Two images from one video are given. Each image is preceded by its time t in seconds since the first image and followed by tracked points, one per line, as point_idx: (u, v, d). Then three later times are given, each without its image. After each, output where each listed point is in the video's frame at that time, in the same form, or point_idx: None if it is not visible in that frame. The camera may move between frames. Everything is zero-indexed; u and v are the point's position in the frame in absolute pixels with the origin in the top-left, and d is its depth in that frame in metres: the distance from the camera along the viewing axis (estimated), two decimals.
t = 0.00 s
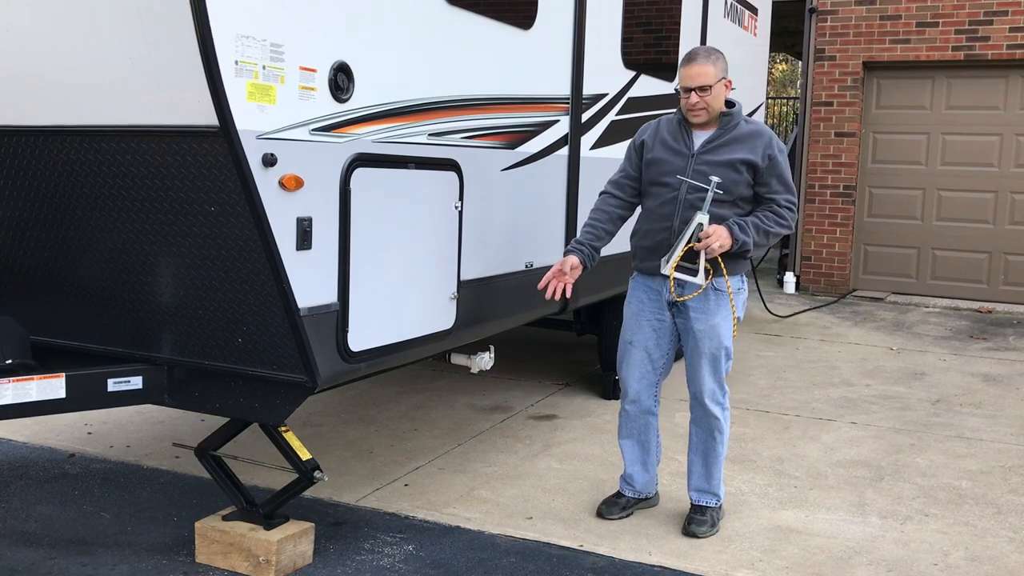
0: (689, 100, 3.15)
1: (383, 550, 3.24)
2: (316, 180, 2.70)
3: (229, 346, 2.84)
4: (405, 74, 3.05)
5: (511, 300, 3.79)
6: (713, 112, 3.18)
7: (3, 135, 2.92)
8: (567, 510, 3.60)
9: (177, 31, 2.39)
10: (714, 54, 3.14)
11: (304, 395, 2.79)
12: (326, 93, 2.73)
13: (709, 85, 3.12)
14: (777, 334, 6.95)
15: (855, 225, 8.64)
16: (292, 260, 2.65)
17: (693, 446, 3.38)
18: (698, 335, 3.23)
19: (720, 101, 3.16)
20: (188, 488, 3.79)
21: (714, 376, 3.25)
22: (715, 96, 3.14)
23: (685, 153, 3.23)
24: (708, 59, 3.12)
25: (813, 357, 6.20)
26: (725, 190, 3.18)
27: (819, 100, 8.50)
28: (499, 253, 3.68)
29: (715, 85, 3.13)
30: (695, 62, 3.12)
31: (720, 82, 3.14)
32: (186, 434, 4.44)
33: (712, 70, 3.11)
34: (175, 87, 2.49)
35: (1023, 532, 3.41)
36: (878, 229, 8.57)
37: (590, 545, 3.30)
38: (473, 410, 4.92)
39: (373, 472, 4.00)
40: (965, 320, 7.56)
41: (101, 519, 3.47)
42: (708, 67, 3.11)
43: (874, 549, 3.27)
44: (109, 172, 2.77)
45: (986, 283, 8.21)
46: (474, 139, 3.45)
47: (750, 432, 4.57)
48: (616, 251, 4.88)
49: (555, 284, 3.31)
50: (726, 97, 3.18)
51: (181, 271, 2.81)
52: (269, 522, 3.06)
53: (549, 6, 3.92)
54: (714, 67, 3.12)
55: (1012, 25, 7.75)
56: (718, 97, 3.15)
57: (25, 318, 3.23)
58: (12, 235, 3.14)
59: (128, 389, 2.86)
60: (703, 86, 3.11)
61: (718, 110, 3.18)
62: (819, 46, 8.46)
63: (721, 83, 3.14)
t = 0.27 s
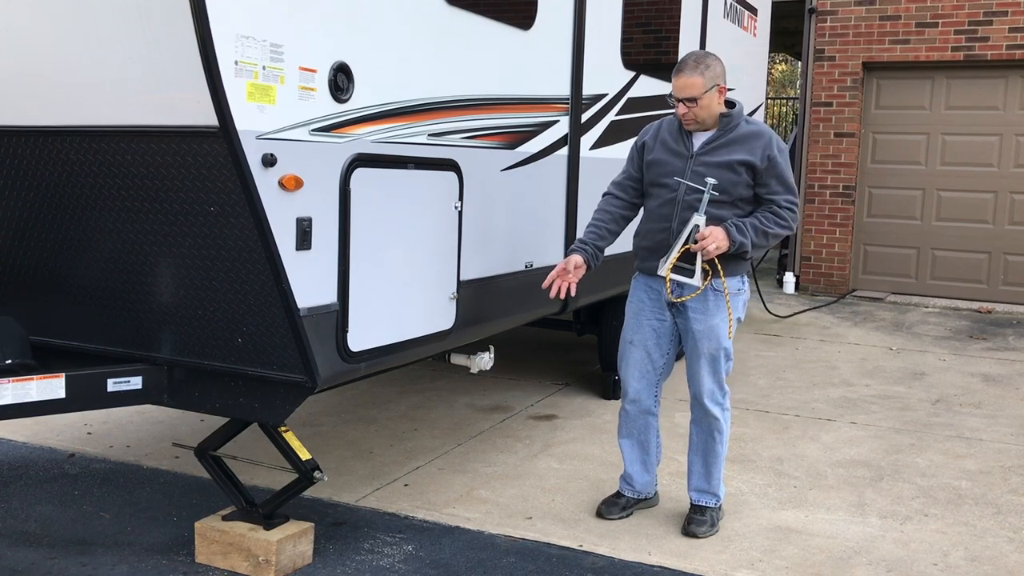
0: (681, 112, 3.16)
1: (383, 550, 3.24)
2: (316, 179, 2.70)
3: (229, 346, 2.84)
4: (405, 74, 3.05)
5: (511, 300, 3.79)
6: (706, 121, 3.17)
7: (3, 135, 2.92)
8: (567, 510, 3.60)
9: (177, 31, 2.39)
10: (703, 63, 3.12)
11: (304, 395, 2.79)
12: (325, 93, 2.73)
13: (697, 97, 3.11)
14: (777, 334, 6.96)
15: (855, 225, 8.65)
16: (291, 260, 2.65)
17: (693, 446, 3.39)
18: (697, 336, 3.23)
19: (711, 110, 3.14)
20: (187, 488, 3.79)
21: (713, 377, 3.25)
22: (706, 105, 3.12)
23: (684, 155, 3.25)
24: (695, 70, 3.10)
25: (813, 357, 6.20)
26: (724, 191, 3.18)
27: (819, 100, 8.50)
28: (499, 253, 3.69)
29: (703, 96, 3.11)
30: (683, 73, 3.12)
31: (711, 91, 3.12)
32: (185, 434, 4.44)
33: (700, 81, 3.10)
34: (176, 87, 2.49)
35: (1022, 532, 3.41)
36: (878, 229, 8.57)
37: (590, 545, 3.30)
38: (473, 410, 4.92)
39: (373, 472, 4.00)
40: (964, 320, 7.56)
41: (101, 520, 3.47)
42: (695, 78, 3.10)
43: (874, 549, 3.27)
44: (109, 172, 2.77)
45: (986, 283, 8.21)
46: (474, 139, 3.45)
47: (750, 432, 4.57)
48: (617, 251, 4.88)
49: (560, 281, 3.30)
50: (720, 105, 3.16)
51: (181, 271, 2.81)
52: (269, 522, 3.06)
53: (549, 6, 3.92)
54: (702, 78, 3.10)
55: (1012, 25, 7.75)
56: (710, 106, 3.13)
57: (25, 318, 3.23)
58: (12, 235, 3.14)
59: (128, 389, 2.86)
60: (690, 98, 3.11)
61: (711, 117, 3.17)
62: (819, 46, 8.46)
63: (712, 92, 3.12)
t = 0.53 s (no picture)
0: (682, 113, 3.16)
1: (383, 550, 3.24)
2: (316, 179, 2.70)
3: (229, 346, 2.84)
4: (405, 74, 3.05)
5: (511, 299, 3.79)
6: (708, 121, 3.16)
7: (3, 135, 2.92)
8: (567, 510, 3.60)
9: (177, 31, 2.39)
10: (703, 64, 3.12)
11: (304, 395, 2.79)
12: (325, 93, 2.72)
13: (697, 97, 3.10)
14: (777, 334, 6.96)
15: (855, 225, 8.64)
16: (292, 260, 2.65)
17: (694, 446, 3.38)
18: (700, 337, 3.23)
19: (713, 109, 3.13)
20: (187, 488, 3.78)
21: (716, 378, 3.25)
22: (707, 105, 3.12)
23: (687, 155, 3.25)
24: (695, 70, 3.11)
25: (813, 357, 6.20)
26: (727, 191, 3.18)
27: (819, 100, 8.50)
28: (499, 253, 3.68)
29: (703, 96, 3.11)
30: (682, 75, 3.12)
31: (710, 90, 3.11)
32: (185, 434, 4.44)
33: (699, 81, 3.10)
34: (176, 87, 2.49)
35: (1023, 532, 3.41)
36: (878, 229, 8.57)
37: (590, 545, 3.30)
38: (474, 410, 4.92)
39: (373, 472, 4.00)
40: (964, 320, 7.56)
41: (101, 520, 3.47)
42: (694, 78, 3.11)
43: (874, 549, 3.27)
44: (109, 172, 2.77)
45: (986, 283, 8.21)
46: (474, 139, 3.45)
47: (750, 432, 4.57)
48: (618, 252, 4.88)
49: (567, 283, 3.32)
50: (721, 104, 3.15)
51: (181, 271, 2.81)
52: (269, 522, 3.06)
53: (549, 6, 3.92)
54: (700, 78, 3.10)
55: (1012, 25, 7.75)
56: (712, 106, 3.13)
57: (25, 318, 3.23)
58: (12, 235, 3.14)
59: (128, 389, 2.86)
60: (690, 98, 3.11)
61: (713, 117, 3.16)
62: (819, 46, 8.46)
63: (712, 91, 3.11)
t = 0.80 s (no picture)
0: (685, 112, 3.16)
1: (383, 550, 3.24)
2: (316, 179, 2.70)
3: (229, 346, 2.84)
4: (405, 74, 3.05)
5: (511, 299, 3.79)
6: (711, 121, 3.16)
7: (3, 135, 2.92)
8: (567, 510, 3.60)
9: (177, 31, 2.39)
10: (705, 63, 3.12)
11: (304, 395, 2.79)
12: (325, 93, 2.72)
13: (700, 97, 3.11)
14: (777, 334, 6.95)
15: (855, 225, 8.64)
16: (292, 260, 2.65)
17: (695, 447, 3.38)
18: (703, 338, 3.23)
19: (716, 109, 3.13)
20: (187, 488, 3.79)
21: (719, 379, 3.24)
22: (710, 105, 3.12)
23: (690, 156, 3.25)
24: (698, 70, 3.11)
25: (813, 357, 6.20)
26: (730, 192, 3.18)
27: (819, 100, 8.50)
28: (499, 253, 3.68)
29: (706, 96, 3.11)
30: (684, 75, 3.13)
31: (713, 90, 3.12)
32: (185, 434, 4.44)
33: (702, 81, 3.10)
34: (176, 87, 2.49)
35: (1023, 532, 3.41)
36: (878, 229, 8.57)
37: (590, 545, 3.30)
38: (474, 410, 4.92)
39: (373, 472, 4.00)
40: (964, 320, 7.56)
41: (101, 520, 3.47)
42: (697, 78, 3.11)
43: (874, 549, 3.27)
44: (109, 172, 2.77)
45: (986, 283, 8.21)
46: (474, 139, 3.45)
47: (750, 432, 4.57)
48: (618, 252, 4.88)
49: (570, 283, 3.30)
50: (724, 104, 3.15)
51: (181, 271, 2.81)
52: (269, 522, 3.06)
53: (549, 7, 3.92)
54: (703, 78, 3.10)
55: (1012, 25, 7.75)
56: (715, 105, 3.13)
57: (25, 318, 3.23)
58: (12, 235, 3.14)
59: (128, 389, 2.86)
60: (694, 98, 3.11)
61: (716, 117, 3.16)
62: (819, 46, 8.46)
63: (714, 91, 3.11)
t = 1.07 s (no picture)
0: (687, 112, 3.17)
1: (383, 550, 3.24)
2: (316, 179, 2.70)
3: (229, 346, 2.84)
4: (405, 74, 3.05)
5: (511, 299, 3.79)
6: (713, 122, 3.17)
7: (3, 135, 2.92)
8: (567, 510, 3.60)
9: (177, 31, 2.39)
10: (709, 64, 3.12)
11: (304, 395, 2.79)
12: (326, 93, 2.72)
13: (701, 97, 3.11)
14: (777, 334, 6.96)
15: (855, 225, 8.64)
16: (292, 260, 2.65)
17: (695, 448, 3.38)
18: (704, 338, 3.23)
19: (718, 110, 3.14)
20: (187, 487, 3.79)
21: (719, 380, 3.24)
22: (712, 106, 3.13)
23: (692, 156, 3.25)
24: (701, 71, 3.11)
25: (813, 357, 6.20)
26: (732, 192, 3.18)
27: (819, 100, 8.50)
28: (500, 253, 3.68)
29: (708, 96, 3.11)
30: (687, 74, 3.13)
31: (716, 91, 3.12)
32: (185, 434, 4.44)
33: (705, 81, 3.11)
34: (176, 87, 2.49)
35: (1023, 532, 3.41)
36: (878, 229, 8.57)
37: (590, 545, 3.30)
38: (474, 410, 4.92)
39: (373, 472, 4.00)
40: (964, 320, 7.56)
41: (101, 520, 3.46)
42: (700, 79, 3.11)
43: (874, 549, 3.27)
44: (109, 172, 2.77)
45: (986, 283, 8.21)
46: (474, 139, 3.45)
47: (750, 432, 4.57)
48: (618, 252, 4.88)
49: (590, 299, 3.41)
50: (727, 105, 3.15)
51: (181, 271, 2.81)
52: (269, 522, 3.05)
53: (549, 7, 3.92)
54: (705, 79, 3.11)
55: (1012, 25, 7.75)
56: (717, 106, 3.13)
57: (25, 318, 3.23)
58: (12, 235, 3.13)
59: (128, 389, 2.86)
60: (695, 98, 3.12)
61: (719, 117, 3.16)
62: (819, 46, 8.46)
63: (717, 92, 3.12)
